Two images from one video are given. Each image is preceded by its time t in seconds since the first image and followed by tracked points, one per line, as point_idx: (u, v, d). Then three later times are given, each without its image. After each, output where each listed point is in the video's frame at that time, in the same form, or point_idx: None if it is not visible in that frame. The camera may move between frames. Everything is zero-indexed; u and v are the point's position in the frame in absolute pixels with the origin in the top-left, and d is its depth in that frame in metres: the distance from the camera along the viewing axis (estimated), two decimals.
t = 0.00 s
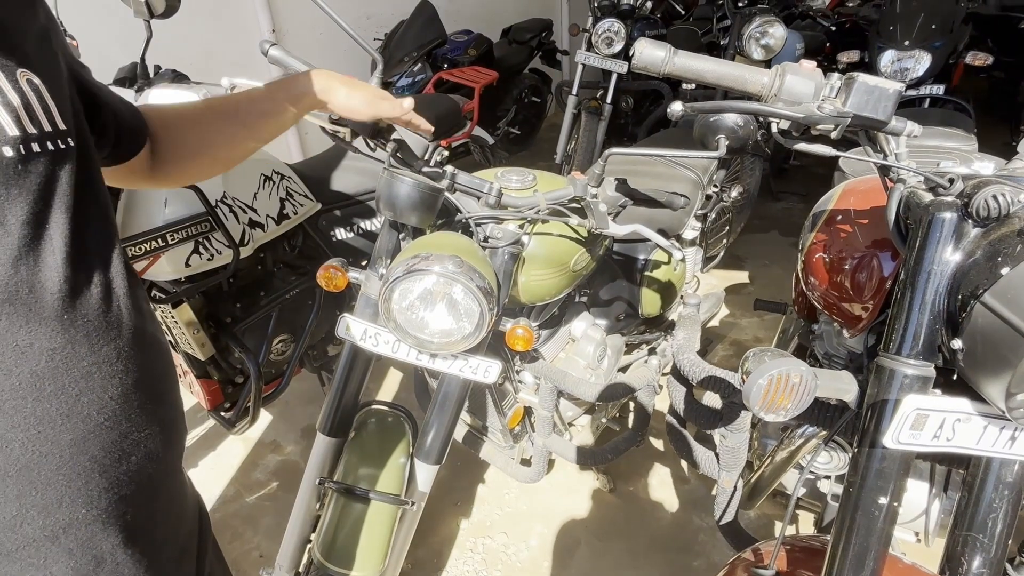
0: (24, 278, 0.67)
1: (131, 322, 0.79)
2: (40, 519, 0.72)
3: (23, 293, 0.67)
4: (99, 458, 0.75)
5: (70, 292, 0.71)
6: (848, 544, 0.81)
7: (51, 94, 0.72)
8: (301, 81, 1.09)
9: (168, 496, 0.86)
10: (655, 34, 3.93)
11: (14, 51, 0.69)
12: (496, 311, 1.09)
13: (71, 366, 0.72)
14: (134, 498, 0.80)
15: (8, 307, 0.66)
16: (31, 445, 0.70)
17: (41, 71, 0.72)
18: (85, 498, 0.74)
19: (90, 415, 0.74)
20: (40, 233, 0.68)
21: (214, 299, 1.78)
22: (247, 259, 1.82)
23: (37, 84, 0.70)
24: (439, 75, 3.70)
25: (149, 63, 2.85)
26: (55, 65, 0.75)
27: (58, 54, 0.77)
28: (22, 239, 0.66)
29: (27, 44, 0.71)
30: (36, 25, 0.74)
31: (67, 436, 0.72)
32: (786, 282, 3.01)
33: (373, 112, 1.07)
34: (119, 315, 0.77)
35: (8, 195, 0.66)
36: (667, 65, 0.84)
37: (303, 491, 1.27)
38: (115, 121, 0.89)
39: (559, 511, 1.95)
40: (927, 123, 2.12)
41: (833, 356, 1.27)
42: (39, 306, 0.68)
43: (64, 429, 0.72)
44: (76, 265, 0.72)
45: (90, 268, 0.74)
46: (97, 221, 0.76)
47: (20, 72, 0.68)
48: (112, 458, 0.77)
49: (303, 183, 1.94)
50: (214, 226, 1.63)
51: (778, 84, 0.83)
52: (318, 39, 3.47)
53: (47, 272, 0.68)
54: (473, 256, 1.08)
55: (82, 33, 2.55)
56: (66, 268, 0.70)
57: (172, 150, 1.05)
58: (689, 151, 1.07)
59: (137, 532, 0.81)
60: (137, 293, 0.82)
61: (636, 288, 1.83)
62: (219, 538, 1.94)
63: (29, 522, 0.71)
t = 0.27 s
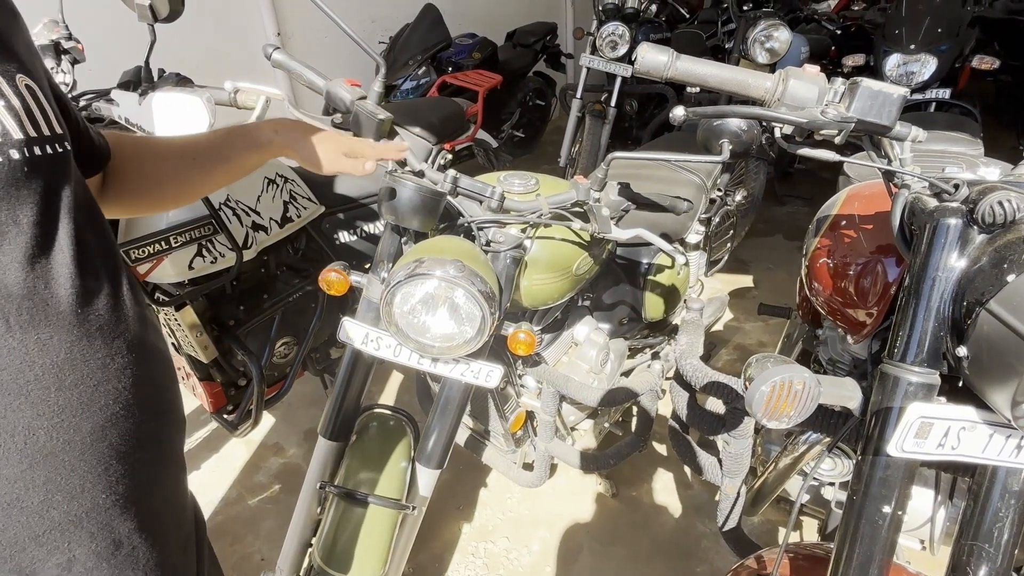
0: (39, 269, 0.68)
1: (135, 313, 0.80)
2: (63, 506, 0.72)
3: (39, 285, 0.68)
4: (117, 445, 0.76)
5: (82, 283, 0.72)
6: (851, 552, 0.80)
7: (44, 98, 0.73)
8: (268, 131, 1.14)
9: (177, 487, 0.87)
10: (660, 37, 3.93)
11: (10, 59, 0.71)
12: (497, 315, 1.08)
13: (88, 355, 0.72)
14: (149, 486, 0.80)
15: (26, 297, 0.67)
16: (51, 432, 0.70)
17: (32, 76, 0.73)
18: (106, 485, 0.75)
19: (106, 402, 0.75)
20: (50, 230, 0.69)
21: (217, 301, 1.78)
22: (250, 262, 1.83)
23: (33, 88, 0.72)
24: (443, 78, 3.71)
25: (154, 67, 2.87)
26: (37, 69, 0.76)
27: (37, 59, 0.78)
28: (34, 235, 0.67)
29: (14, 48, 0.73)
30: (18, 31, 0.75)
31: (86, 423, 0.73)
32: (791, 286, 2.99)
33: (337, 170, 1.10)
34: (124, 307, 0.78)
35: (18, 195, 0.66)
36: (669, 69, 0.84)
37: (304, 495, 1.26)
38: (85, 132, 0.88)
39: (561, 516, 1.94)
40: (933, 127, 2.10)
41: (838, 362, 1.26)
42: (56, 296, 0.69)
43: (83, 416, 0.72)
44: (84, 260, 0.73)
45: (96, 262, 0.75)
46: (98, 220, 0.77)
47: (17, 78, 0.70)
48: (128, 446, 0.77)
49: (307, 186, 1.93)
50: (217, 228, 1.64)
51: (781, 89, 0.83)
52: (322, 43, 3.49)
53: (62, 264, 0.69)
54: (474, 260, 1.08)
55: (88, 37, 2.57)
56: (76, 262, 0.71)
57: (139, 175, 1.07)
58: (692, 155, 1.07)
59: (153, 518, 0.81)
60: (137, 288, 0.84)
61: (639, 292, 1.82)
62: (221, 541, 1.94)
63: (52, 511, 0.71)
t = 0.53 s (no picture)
0: (38, 270, 0.67)
1: (132, 313, 0.80)
2: (68, 506, 0.72)
3: (40, 286, 0.68)
4: (119, 445, 0.76)
5: (81, 284, 0.72)
6: (861, 562, 0.79)
7: (36, 97, 0.73)
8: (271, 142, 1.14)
9: (178, 486, 0.87)
10: (667, 41, 3.92)
11: None
12: (502, 320, 1.07)
13: (89, 354, 0.72)
14: (152, 486, 0.81)
15: (26, 298, 0.67)
16: (54, 432, 0.70)
17: (22, 75, 0.73)
18: (110, 484, 0.75)
19: (108, 402, 0.75)
20: (48, 231, 0.69)
21: (223, 304, 1.79)
22: (256, 265, 1.83)
23: (23, 86, 0.71)
24: (449, 81, 3.71)
25: (162, 70, 2.89)
26: (27, 68, 0.75)
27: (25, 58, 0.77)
28: (32, 237, 0.67)
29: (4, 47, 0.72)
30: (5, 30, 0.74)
31: (89, 423, 0.73)
32: (798, 290, 2.97)
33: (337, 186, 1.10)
34: (122, 307, 0.78)
35: (15, 195, 0.66)
36: (676, 74, 0.84)
37: (308, 499, 1.26)
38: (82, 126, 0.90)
39: (565, 521, 1.93)
40: (942, 132, 2.09)
41: (846, 368, 1.25)
42: (57, 296, 0.69)
43: (86, 416, 0.72)
44: (83, 261, 0.73)
45: (93, 264, 0.75)
46: (94, 220, 0.77)
47: (8, 77, 0.69)
48: (129, 445, 0.77)
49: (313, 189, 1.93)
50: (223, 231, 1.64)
51: (789, 93, 0.82)
52: (329, 46, 3.50)
53: (62, 265, 0.69)
54: (478, 264, 1.07)
55: (97, 41, 2.58)
56: (75, 262, 0.71)
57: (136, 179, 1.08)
58: (699, 160, 1.06)
59: (158, 517, 0.81)
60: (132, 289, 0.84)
61: (645, 297, 1.81)
62: (226, 543, 1.94)
63: (58, 510, 0.71)
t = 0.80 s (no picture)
0: (39, 284, 0.68)
1: (135, 324, 0.81)
2: (74, 518, 0.72)
3: (41, 300, 0.68)
4: (124, 456, 0.76)
5: (84, 296, 0.72)
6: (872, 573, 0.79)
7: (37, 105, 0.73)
8: (283, 154, 1.14)
9: (186, 494, 0.87)
10: (676, 45, 3.92)
11: None
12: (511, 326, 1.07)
13: (91, 367, 0.73)
14: (158, 495, 0.81)
15: (28, 311, 0.67)
16: (57, 445, 0.71)
17: (23, 82, 0.73)
18: (115, 496, 0.75)
19: (112, 414, 0.75)
20: (49, 243, 0.69)
21: (233, 307, 1.80)
22: (266, 269, 1.84)
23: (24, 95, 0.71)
24: (458, 85, 3.72)
25: (175, 75, 2.91)
26: (31, 76, 0.76)
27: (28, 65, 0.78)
28: (33, 250, 0.67)
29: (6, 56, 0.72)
30: (10, 39, 0.75)
31: (92, 436, 0.73)
32: (808, 296, 2.96)
33: (345, 200, 1.08)
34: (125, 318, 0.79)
35: (15, 208, 0.66)
36: (687, 81, 0.83)
37: (317, 503, 1.27)
38: (88, 132, 0.92)
39: (572, 527, 1.92)
40: (954, 137, 2.07)
41: (857, 376, 1.24)
42: (58, 310, 0.69)
43: (89, 429, 0.73)
44: (85, 273, 0.73)
45: (96, 275, 0.75)
46: (95, 230, 0.77)
47: (7, 86, 0.69)
48: (135, 456, 0.78)
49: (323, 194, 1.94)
50: (234, 235, 1.65)
51: (801, 101, 0.82)
52: (339, 50, 3.52)
53: (63, 279, 0.69)
54: (488, 270, 1.07)
55: (111, 46, 2.61)
56: (77, 274, 0.71)
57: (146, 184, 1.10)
58: (710, 166, 1.06)
59: (165, 527, 0.81)
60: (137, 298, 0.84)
61: (654, 302, 1.80)
62: (234, 545, 1.95)
63: (63, 523, 0.72)
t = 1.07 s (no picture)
0: (27, 308, 0.68)
1: (129, 342, 0.80)
2: (60, 540, 0.73)
3: (28, 323, 0.68)
4: (112, 477, 0.77)
5: (74, 318, 0.72)
6: None
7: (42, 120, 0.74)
8: (287, 187, 1.19)
9: (177, 509, 0.88)
10: (683, 48, 3.91)
11: (4, 81, 0.71)
12: (518, 329, 1.07)
13: (79, 390, 0.73)
14: (147, 513, 0.82)
15: (15, 336, 0.67)
16: (43, 469, 0.71)
17: (30, 97, 0.73)
18: (101, 517, 0.76)
19: (101, 436, 0.75)
20: (40, 264, 0.69)
21: (241, 309, 1.80)
22: (274, 271, 1.85)
23: (30, 111, 0.72)
24: (466, 89, 3.73)
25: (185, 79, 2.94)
26: (39, 90, 0.76)
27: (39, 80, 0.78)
28: (22, 270, 0.67)
29: (14, 71, 0.73)
30: (22, 54, 0.75)
31: (80, 458, 0.74)
32: (816, 300, 2.94)
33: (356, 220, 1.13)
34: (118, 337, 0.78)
35: (12, 227, 0.67)
36: (695, 86, 0.83)
37: (324, 504, 1.28)
38: (94, 140, 0.93)
39: (579, 531, 1.92)
40: (965, 141, 2.05)
41: (866, 382, 1.23)
42: (46, 334, 0.69)
43: (76, 452, 0.73)
44: (77, 293, 0.73)
45: (89, 294, 0.75)
46: (93, 245, 0.77)
47: (11, 100, 0.70)
48: (124, 476, 0.78)
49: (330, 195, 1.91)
50: (243, 238, 1.66)
51: (810, 107, 0.81)
52: (348, 54, 3.53)
53: (51, 302, 0.69)
54: (495, 274, 1.07)
55: (122, 50, 2.63)
56: (67, 295, 0.71)
57: (150, 205, 1.13)
58: (719, 170, 1.05)
59: (152, 544, 0.83)
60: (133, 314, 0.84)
61: (661, 306, 1.80)
62: (241, 547, 1.96)
63: (49, 545, 0.73)
